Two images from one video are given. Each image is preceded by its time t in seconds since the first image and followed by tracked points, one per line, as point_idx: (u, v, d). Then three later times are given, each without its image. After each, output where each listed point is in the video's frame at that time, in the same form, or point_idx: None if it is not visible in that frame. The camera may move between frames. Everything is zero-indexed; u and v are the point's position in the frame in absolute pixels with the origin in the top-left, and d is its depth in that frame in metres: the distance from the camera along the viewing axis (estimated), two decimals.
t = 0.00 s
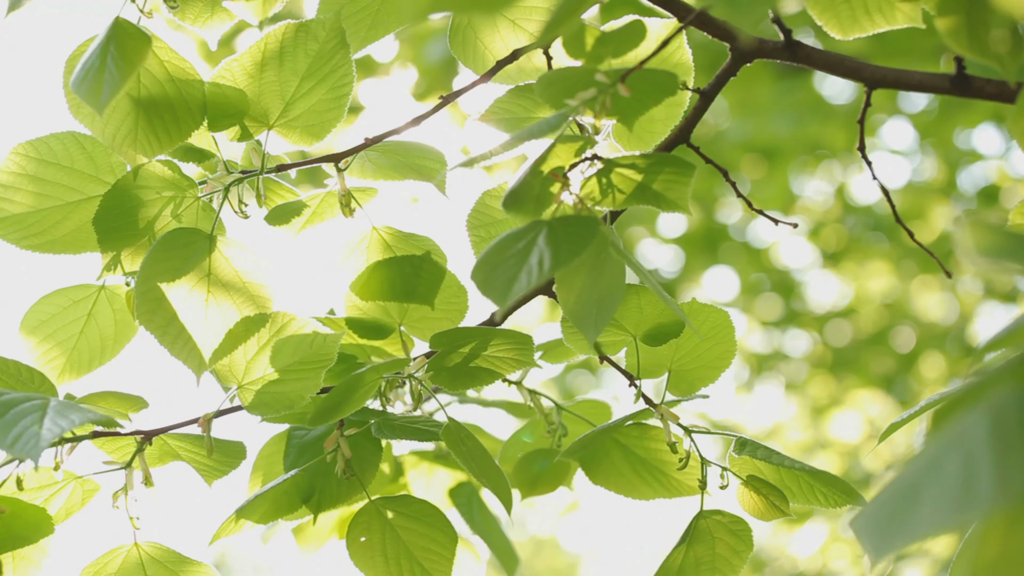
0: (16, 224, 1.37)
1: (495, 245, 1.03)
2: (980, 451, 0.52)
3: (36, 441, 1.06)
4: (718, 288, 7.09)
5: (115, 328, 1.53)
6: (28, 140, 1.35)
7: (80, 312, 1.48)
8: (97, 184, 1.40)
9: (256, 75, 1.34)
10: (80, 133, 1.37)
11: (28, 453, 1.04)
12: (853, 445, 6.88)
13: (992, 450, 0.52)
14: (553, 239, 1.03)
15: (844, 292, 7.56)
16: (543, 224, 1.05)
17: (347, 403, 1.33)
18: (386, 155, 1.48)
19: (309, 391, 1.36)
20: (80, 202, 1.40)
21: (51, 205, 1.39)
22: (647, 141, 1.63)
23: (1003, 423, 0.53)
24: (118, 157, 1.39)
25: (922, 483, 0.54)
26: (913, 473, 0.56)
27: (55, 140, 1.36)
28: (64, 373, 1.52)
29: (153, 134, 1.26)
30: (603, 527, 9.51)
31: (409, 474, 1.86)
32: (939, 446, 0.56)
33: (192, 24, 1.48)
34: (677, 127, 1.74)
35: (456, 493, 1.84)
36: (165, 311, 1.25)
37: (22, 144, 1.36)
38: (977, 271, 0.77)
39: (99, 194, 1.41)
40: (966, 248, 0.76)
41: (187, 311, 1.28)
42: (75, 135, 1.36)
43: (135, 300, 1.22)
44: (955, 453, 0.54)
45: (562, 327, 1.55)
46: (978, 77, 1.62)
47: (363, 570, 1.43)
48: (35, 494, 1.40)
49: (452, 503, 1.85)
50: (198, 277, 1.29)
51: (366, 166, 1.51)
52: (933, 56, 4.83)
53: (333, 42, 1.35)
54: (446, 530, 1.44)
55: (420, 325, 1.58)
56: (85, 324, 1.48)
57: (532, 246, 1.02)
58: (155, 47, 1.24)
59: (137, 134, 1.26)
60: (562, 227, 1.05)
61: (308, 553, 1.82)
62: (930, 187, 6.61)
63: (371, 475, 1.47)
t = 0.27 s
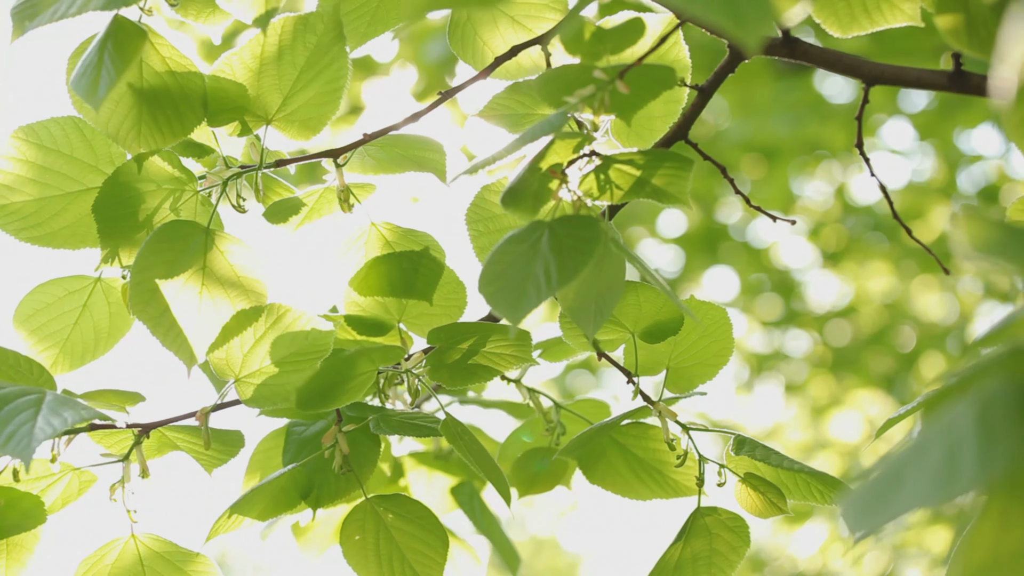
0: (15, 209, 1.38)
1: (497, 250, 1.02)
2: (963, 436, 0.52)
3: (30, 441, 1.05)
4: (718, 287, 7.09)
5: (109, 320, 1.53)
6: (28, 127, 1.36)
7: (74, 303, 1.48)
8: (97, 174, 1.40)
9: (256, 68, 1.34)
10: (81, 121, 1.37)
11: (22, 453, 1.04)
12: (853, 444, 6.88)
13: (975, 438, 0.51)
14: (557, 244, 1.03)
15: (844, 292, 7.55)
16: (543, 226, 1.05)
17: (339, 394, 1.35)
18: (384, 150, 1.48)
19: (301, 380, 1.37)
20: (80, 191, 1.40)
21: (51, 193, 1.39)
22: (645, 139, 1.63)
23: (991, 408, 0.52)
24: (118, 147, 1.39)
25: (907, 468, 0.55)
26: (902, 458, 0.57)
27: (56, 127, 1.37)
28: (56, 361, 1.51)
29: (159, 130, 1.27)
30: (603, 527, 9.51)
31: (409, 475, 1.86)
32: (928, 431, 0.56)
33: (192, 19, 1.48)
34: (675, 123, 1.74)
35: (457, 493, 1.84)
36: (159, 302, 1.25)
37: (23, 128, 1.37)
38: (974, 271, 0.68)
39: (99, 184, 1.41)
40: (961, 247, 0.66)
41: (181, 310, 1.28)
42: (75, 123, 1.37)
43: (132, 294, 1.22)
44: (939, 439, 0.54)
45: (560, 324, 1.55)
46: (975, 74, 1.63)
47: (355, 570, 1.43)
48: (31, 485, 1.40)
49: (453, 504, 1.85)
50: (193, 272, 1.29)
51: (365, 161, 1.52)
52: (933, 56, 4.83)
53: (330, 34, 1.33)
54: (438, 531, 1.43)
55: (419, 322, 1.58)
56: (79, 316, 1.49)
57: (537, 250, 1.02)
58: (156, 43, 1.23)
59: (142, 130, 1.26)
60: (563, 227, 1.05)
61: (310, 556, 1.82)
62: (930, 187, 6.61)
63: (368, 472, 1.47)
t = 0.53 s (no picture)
0: (24, 219, 1.39)
1: (492, 242, 1.04)
2: (961, 442, 0.50)
3: (29, 428, 1.06)
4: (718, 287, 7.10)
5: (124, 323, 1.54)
6: (30, 136, 1.36)
7: (89, 309, 1.49)
8: (99, 178, 1.41)
9: (258, 71, 1.35)
10: (80, 126, 1.38)
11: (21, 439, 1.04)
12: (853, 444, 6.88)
13: (975, 445, 0.49)
14: (549, 239, 1.04)
15: (844, 292, 7.56)
16: (538, 222, 1.06)
17: (343, 394, 1.35)
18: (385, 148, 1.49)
19: (305, 381, 1.39)
20: (83, 195, 1.41)
21: (55, 200, 1.40)
22: (645, 137, 1.64)
23: (988, 412, 0.50)
24: (117, 149, 1.40)
25: (902, 475, 0.52)
26: (890, 463, 0.54)
27: (55, 133, 1.37)
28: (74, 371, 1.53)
29: (157, 126, 1.28)
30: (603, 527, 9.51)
31: (413, 469, 1.85)
32: (921, 436, 0.53)
33: (194, 17, 1.49)
34: (675, 122, 1.75)
35: (459, 489, 1.86)
36: (163, 301, 1.26)
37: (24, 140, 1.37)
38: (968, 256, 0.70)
39: (101, 187, 1.42)
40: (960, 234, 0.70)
41: (193, 309, 1.30)
42: (75, 128, 1.38)
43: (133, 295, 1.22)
44: (936, 445, 0.51)
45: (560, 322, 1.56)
46: (974, 73, 1.63)
47: (356, 568, 1.44)
48: (34, 484, 1.41)
49: (455, 499, 1.87)
50: (195, 272, 1.29)
51: (366, 160, 1.52)
52: (933, 55, 4.83)
53: (334, 39, 1.34)
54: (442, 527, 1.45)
55: (419, 320, 1.59)
56: (95, 322, 1.50)
57: (529, 246, 1.03)
58: (156, 41, 1.24)
59: (141, 127, 1.27)
60: (557, 223, 1.06)
61: (313, 547, 1.83)
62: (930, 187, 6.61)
63: (370, 470, 1.48)
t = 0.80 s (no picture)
0: (23, 211, 1.40)
1: (496, 249, 1.03)
2: (969, 448, 0.54)
3: (32, 435, 1.06)
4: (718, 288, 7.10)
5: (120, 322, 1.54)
6: (30, 128, 1.36)
7: (83, 304, 1.49)
8: (99, 174, 1.41)
9: (258, 71, 1.35)
10: (83, 121, 1.37)
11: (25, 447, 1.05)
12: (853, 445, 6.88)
13: (981, 449, 0.53)
14: (554, 248, 1.04)
15: (844, 292, 7.55)
16: (541, 228, 1.06)
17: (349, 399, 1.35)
18: (385, 150, 1.49)
19: (309, 386, 1.37)
20: (82, 191, 1.41)
21: (55, 193, 1.40)
22: (646, 137, 1.64)
23: (994, 419, 0.54)
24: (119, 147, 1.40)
25: (915, 482, 0.56)
26: (909, 472, 0.58)
27: (56, 125, 1.36)
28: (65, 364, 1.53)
29: (157, 128, 1.28)
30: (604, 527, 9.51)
31: (414, 467, 1.86)
32: (932, 442, 0.58)
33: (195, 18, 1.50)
34: (674, 122, 1.75)
35: (459, 486, 1.87)
36: (165, 307, 1.26)
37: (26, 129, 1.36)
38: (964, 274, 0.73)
39: (101, 184, 1.42)
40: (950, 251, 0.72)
41: (189, 310, 1.30)
42: (76, 120, 1.36)
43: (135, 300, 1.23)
44: (946, 452, 0.55)
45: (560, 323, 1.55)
46: (974, 74, 1.63)
47: (361, 565, 1.45)
48: (36, 489, 1.41)
49: (455, 496, 1.88)
50: (197, 272, 1.31)
51: (366, 162, 1.52)
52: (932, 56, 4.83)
53: (333, 38, 1.34)
54: (444, 524, 1.44)
55: (419, 320, 1.59)
56: (88, 317, 1.50)
57: (534, 253, 1.03)
58: (154, 41, 1.24)
59: (141, 128, 1.28)
60: (560, 228, 1.06)
61: (315, 546, 1.83)
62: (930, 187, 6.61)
63: (371, 469, 1.48)
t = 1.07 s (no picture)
0: (20, 215, 1.39)
1: (492, 243, 1.04)
2: (979, 434, 0.51)
3: (31, 417, 1.06)
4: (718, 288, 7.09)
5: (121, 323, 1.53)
6: (29, 133, 1.36)
7: (85, 309, 1.48)
8: (99, 179, 1.40)
9: (257, 72, 1.35)
10: (81, 126, 1.38)
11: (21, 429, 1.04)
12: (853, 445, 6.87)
13: (993, 437, 0.51)
14: (549, 236, 1.03)
15: (844, 292, 7.55)
16: (539, 222, 1.06)
17: (341, 393, 1.35)
18: (384, 151, 1.48)
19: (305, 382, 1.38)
20: (82, 196, 1.40)
21: (55, 198, 1.39)
22: (646, 139, 1.64)
23: (1004, 408, 0.52)
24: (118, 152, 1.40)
25: (923, 468, 0.53)
26: (912, 460, 0.55)
27: (55, 131, 1.37)
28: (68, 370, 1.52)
29: (160, 132, 1.28)
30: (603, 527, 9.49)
31: (409, 473, 1.85)
32: (935, 427, 0.55)
33: (195, 20, 1.49)
34: (676, 122, 1.75)
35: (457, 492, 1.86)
36: (162, 303, 1.27)
37: (23, 134, 1.37)
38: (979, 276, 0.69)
39: (101, 188, 1.42)
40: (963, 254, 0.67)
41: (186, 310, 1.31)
42: (75, 126, 1.37)
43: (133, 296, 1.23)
44: (954, 437, 0.53)
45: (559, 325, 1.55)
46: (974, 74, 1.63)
47: (364, 568, 1.44)
48: (34, 487, 1.41)
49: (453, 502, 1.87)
50: (194, 274, 1.31)
51: (367, 163, 1.52)
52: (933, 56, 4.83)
53: (333, 37, 1.35)
54: (441, 529, 1.44)
55: (418, 322, 1.59)
56: (91, 321, 1.49)
57: (529, 244, 1.03)
58: (154, 44, 1.24)
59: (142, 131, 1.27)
60: (559, 222, 1.05)
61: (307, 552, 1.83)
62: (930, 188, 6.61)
63: (371, 472, 1.48)
